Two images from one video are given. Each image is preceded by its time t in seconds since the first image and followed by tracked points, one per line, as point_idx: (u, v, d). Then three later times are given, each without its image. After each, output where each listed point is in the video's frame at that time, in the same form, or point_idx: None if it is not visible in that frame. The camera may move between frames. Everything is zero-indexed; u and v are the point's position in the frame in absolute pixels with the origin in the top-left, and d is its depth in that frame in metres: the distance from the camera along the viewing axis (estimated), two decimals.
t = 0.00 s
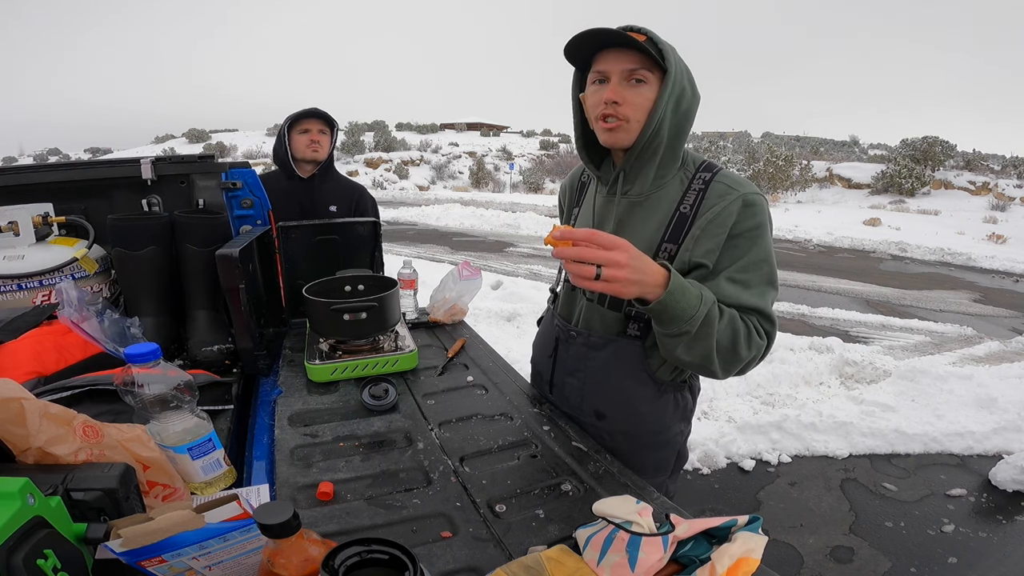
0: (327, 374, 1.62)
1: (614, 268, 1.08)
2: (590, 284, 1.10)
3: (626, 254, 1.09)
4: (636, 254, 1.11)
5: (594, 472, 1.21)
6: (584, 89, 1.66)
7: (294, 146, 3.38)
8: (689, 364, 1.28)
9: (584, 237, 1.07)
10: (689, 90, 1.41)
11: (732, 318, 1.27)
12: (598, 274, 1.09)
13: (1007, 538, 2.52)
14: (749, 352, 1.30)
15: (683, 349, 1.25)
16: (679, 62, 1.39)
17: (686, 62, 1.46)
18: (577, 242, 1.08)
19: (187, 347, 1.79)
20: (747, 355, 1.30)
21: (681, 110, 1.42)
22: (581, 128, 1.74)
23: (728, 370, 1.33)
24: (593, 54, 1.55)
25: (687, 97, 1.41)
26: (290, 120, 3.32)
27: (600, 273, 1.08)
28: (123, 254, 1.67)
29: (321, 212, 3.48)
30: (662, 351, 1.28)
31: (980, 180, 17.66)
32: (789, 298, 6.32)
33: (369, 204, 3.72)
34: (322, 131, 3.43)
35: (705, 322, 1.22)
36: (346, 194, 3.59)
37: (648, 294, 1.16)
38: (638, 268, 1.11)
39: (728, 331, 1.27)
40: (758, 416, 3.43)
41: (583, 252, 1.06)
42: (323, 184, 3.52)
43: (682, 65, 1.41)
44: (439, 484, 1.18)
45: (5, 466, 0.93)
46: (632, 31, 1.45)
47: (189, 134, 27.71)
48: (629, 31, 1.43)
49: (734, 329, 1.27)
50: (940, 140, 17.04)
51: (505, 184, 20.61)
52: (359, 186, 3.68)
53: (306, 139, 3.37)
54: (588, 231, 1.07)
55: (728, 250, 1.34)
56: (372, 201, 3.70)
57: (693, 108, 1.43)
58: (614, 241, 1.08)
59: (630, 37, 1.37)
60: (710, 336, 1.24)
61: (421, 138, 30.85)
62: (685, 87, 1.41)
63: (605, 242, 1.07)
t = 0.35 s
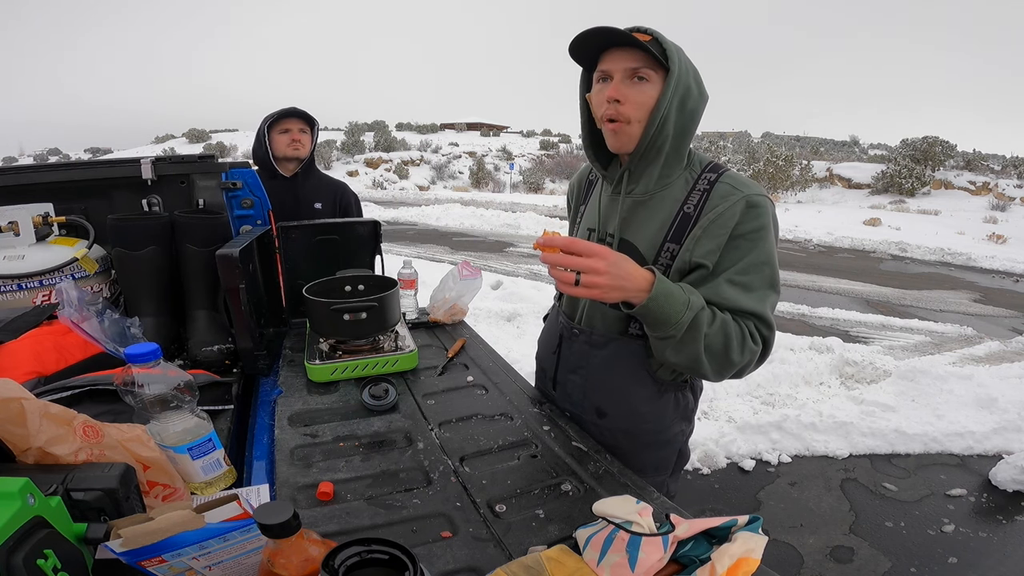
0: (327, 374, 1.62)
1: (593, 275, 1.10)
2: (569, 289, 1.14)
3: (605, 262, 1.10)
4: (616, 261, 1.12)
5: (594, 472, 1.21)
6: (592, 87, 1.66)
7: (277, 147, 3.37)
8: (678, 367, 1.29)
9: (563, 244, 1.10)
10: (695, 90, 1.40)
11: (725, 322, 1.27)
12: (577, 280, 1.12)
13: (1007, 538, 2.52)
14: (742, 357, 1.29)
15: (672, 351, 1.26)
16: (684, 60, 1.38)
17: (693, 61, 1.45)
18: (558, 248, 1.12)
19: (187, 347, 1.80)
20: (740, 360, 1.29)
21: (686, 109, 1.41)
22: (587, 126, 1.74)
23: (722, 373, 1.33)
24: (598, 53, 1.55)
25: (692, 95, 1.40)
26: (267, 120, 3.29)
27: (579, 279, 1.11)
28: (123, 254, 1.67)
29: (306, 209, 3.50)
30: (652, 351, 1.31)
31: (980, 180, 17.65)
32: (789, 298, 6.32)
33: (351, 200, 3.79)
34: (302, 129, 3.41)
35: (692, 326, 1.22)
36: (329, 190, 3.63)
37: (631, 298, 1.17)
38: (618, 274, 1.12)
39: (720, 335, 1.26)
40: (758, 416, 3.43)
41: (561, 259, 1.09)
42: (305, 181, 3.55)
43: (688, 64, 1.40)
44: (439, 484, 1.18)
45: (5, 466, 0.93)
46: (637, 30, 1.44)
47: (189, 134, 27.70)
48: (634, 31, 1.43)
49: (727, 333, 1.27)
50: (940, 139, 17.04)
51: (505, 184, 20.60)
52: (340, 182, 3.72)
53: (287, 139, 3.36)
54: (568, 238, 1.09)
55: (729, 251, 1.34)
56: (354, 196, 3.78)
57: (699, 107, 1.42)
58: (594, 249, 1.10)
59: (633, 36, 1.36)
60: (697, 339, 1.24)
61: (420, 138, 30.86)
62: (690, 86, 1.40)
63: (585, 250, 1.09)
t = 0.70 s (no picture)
0: (327, 374, 1.62)
1: (601, 282, 1.11)
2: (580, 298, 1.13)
3: (613, 269, 1.11)
4: (623, 267, 1.13)
5: (594, 472, 1.21)
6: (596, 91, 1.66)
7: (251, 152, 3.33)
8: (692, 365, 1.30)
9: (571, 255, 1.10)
10: (697, 91, 1.41)
11: (737, 318, 1.27)
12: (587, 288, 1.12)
13: (1007, 538, 2.52)
14: (757, 353, 1.29)
15: (685, 350, 1.27)
16: (686, 62, 1.39)
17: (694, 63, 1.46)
18: (566, 258, 1.12)
19: (187, 347, 1.80)
20: (755, 356, 1.29)
21: (690, 110, 1.41)
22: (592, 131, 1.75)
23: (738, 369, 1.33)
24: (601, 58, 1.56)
25: (696, 97, 1.41)
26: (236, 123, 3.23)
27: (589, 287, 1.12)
28: (123, 254, 1.67)
29: (289, 211, 3.53)
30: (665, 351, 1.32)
31: (980, 180, 17.64)
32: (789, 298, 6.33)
33: (330, 196, 3.82)
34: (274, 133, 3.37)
35: (703, 325, 1.23)
36: (306, 187, 3.64)
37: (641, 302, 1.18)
38: (626, 279, 1.13)
39: (733, 332, 1.27)
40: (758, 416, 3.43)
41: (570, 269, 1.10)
42: (282, 183, 3.54)
43: (689, 65, 1.41)
44: (439, 484, 1.18)
45: (6, 466, 0.93)
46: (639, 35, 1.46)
47: (189, 133, 27.73)
48: (635, 35, 1.44)
49: (740, 329, 1.27)
50: (940, 140, 17.04)
51: (505, 184, 20.59)
52: (314, 177, 3.73)
53: (261, 146, 3.33)
54: (575, 248, 1.09)
55: (738, 248, 1.34)
56: (331, 191, 3.81)
57: (703, 108, 1.42)
58: (601, 257, 1.10)
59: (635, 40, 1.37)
60: (710, 337, 1.25)
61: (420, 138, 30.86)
62: (693, 87, 1.41)
63: (593, 259, 1.10)
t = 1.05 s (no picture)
0: (327, 374, 1.62)
1: (622, 282, 1.11)
2: (600, 296, 1.14)
3: (636, 269, 1.11)
4: (645, 269, 1.12)
5: (594, 472, 1.21)
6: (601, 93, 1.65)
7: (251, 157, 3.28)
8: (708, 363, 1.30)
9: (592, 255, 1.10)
10: (703, 92, 1.42)
11: (751, 316, 1.28)
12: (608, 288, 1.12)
13: (1007, 538, 2.52)
14: (769, 349, 1.30)
15: (700, 349, 1.27)
16: (690, 63, 1.40)
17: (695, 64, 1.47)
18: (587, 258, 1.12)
19: (187, 347, 1.80)
20: (768, 352, 1.30)
21: (696, 111, 1.42)
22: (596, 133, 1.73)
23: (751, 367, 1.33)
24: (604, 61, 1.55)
25: (701, 98, 1.42)
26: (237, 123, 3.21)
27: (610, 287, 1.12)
28: (123, 254, 1.67)
29: (298, 209, 3.54)
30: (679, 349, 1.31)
31: (980, 180, 17.63)
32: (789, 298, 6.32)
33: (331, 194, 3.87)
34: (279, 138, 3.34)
35: (719, 324, 1.23)
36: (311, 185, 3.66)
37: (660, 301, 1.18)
38: (648, 280, 1.13)
39: (747, 330, 1.27)
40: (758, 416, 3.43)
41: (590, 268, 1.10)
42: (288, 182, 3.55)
43: (693, 66, 1.41)
44: (439, 484, 1.18)
45: (6, 466, 0.93)
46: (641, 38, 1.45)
47: (189, 133, 27.73)
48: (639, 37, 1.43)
49: (754, 327, 1.28)
50: (940, 139, 17.03)
51: (505, 184, 20.58)
52: (315, 174, 3.76)
53: (266, 152, 3.28)
54: (596, 248, 1.09)
55: (749, 247, 1.34)
56: (331, 188, 3.85)
57: (708, 108, 1.43)
58: (623, 257, 1.10)
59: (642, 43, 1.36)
60: (726, 335, 1.25)
61: (420, 138, 30.87)
62: (698, 89, 1.42)
63: (615, 259, 1.10)
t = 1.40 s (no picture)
0: (328, 374, 1.63)
1: (649, 267, 1.08)
2: (625, 283, 1.10)
3: (663, 255, 1.09)
4: (672, 255, 1.11)
5: (594, 472, 1.21)
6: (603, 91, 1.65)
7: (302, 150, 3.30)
8: (717, 365, 1.28)
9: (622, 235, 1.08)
10: (705, 92, 1.42)
11: (758, 317, 1.28)
12: (635, 273, 1.08)
13: (1007, 538, 2.52)
14: (776, 350, 1.31)
15: (712, 349, 1.25)
16: (693, 63, 1.39)
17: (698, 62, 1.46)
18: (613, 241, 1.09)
19: (187, 347, 1.80)
20: (775, 353, 1.31)
21: (698, 112, 1.42)
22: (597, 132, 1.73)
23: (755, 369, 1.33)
24: (606, 60, 1.54)
25: (703, 98, 1.42)
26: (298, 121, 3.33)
27: (636, 272, 1.08)
28: (123, 254, 1.67)
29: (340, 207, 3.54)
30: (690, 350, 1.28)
31: (980, 180, 17.62)
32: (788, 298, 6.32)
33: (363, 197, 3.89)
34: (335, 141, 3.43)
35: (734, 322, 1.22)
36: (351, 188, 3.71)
37: (681, 295, 1.16)
38: (673, 268, 1.11)
39: (755, 331, 1.27)
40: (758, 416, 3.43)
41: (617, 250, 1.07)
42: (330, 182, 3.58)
43: (696, 66, 1.40)
44: (439, 484, 1.18)
45: (6, 466, 0.93)
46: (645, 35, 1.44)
47: (189, 133, 27.76)
48: (641, 36, 1.42)
49: (762, 329, 1.28)
50: (940, 140, 17.02)
51: (505, 184, 20.56)
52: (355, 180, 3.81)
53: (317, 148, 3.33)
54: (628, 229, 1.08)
55: (751, 250, 1.34)
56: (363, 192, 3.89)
57: (710, 109, 1.43)
58: (650, 240, 1.08)
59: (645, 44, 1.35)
60: (739, 334, 1.24)
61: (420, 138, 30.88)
62: (700, 89, 1.41)
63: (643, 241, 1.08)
